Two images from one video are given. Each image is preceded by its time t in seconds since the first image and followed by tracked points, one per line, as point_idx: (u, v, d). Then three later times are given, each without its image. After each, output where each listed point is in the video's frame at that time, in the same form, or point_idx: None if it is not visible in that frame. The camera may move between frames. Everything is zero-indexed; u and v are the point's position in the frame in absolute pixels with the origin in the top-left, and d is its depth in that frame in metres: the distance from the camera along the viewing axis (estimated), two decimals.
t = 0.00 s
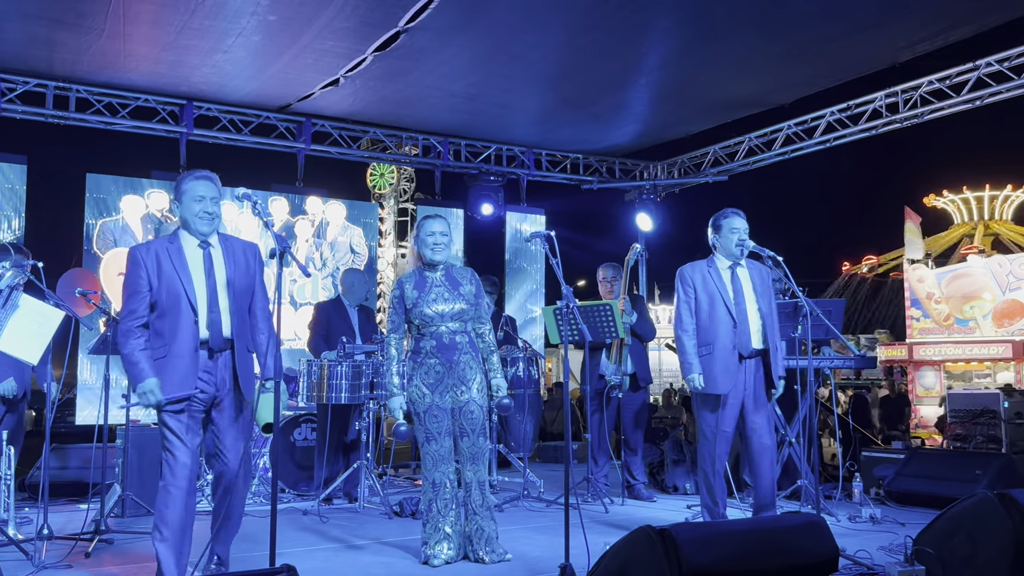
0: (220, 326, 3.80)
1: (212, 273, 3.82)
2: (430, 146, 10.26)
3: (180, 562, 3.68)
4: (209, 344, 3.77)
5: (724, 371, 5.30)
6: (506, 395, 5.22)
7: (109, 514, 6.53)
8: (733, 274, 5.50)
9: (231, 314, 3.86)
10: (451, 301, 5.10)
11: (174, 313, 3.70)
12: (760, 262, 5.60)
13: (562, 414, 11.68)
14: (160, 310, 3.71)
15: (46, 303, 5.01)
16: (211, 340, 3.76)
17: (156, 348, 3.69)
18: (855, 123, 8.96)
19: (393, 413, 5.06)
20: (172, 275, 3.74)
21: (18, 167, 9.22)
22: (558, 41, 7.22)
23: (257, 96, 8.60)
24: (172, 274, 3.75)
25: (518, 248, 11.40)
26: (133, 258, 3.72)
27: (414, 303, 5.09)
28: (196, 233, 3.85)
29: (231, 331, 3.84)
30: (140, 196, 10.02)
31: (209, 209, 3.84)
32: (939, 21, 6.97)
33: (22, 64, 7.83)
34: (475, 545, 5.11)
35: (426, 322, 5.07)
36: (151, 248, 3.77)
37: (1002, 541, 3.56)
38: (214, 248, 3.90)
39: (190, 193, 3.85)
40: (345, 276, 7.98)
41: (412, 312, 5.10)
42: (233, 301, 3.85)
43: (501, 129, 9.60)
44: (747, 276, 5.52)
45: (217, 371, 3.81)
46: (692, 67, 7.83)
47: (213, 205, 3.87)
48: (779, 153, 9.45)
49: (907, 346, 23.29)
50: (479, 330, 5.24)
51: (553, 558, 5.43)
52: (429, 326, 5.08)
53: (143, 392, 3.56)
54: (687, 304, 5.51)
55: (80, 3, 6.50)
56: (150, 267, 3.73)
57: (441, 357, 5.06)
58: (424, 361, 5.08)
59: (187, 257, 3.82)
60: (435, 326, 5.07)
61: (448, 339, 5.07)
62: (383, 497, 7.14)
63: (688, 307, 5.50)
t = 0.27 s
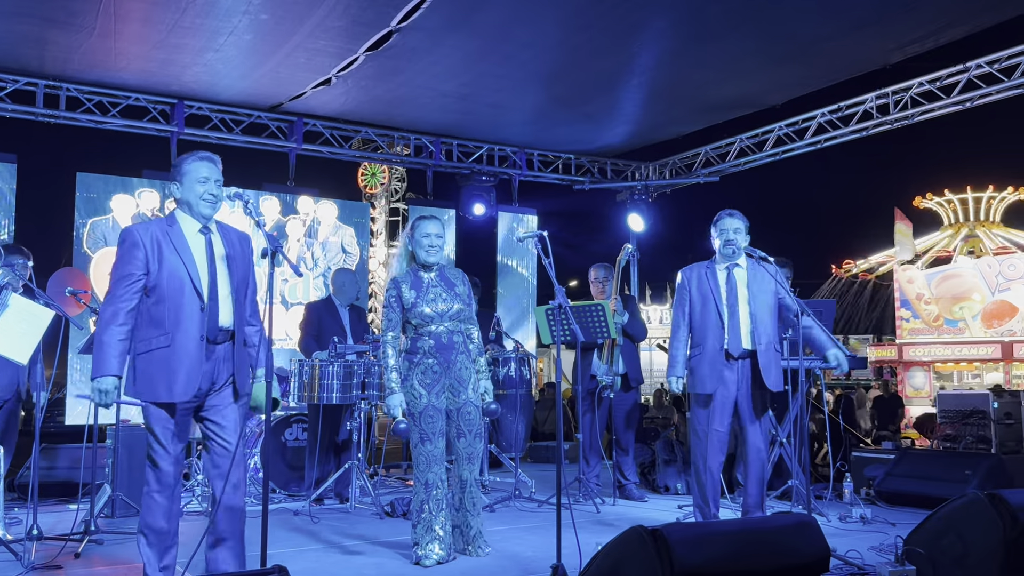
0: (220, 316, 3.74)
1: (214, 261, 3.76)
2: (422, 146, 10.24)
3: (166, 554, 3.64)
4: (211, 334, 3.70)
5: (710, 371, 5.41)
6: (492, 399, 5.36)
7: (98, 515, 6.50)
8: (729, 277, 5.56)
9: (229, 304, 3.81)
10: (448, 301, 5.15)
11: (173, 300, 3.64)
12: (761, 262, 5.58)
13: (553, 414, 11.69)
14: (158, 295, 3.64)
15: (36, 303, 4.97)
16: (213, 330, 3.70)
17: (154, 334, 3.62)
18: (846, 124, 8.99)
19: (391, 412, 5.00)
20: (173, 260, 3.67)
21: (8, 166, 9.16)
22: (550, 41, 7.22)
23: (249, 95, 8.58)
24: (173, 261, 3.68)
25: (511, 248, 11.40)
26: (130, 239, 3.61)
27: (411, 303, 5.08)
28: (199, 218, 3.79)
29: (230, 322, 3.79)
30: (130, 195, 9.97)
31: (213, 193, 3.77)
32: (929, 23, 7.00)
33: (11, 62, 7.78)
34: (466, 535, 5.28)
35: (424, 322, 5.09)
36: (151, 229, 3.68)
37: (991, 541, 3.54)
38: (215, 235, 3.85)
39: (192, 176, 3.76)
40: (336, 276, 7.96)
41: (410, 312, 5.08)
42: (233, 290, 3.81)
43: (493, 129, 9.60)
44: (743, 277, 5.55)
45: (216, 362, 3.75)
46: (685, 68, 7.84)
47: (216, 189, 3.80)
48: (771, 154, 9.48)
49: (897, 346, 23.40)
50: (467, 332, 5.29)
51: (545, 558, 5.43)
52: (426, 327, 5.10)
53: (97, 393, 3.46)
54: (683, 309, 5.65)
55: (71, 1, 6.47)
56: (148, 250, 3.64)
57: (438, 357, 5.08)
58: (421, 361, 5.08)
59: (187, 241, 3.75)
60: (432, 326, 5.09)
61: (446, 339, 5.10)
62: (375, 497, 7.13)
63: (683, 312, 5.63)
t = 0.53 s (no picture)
0: (227, 313, 3.75)
1: (221, 256, 3.79)
2: (418, 146, 10.24)
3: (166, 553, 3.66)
4: (219, 331, 3.71)
5: (700, 373, 5.55)
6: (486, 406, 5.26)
7: (93, 516, 6.49)
8: (729, 279, 5.62)
9: (237, 301, 3.82)
10: (451, 303, 5.14)
11: (181, 296, 3.67)
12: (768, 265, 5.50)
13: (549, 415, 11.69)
14: (167, 291, 3.68)
15: (30, 303, 4.96)
16: (221, 327, 3.71)
17: (162, 331, 3.64)
18: (842, 125, 9.01)
19: (400, 403, 5.02)
20: (181, 255, 3.71)
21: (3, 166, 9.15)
22: (546, 42, 7.23)
23: (245, 96, 8.57)
24: (181, 257, 3.71)
25: (507, 249, 11.39)
26: (138, 235, 3.67)
27: (415, 303, 5.10)
28: (207, 214, 3.83)
29: (238, 320, 3.79)
30: (125, 195, 9.95)
31: (219, 186, 3.81)
32: (924, 25, 7.02)
33: (6, 62, 7.77)
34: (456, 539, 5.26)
35: (426, 323, 5.10)
36: (159, 224, 3.73)
37: (986, 542, 3.55)
38: (225, 231, 3.89)
39: (199, 172, 3.81)
40: (331, 276, 7.95)
41: (413, 312, 5.11)
42: (241, 287, 3.82)
43: (489, 129, 9.59)
44: (745, 280, 5.59)
45: (223, 361, 3.75)
46: (680, 69, 7.85)
47: (222, 183, 3.84)
48: (766, 156, 9.50)
49: (892, 347, 23.45)
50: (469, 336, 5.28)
51: (541, 559, 5.43)
52: (428, 328, 5.10)
53: (149, 381, 3.48)
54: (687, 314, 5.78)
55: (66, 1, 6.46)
56: (157, 245, 3.68)
57: (438, 358, 5.08)
58: (421, 361, 5.09)
59: (195, 236, 3.79)
60: (434, 327, 5.10)
61: (445, 341, 5.10)
62: (370, 498, 7.12)
63: (687, 322, 5.76)
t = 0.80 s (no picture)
0: (231, 310, 3.76)
1: (224, 253, 3.81)
2: (418, 146, 10.23)
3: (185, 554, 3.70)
4: (224, 330, 3.73)
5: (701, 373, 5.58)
6: (491, 407, 5.24)
7: (92, 515, 6.48)
8: (731, 278, 5.66)
9: (240, 299, 3.83)
10: (452, 305, 5.11)
11: (185, 295, 3.68)
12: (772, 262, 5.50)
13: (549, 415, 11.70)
14: (171, 290, 3.67)
15: (30, 302, 4.96)
16: (226, 326, 3.73)
17: (168, 330, 3.64)
18: (842, 125, 9.01)
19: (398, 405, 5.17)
20: (184, 253, 3.71)
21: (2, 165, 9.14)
22: (545, 41, 7.23)
23: (244, 95, 8.56)
24: (185, 254, 3.72)
25: (507, 248, 11.38)
26: (140, 232, 3.64)
27: (418, 304, 5.16)
28: (210, 210, 3.84)
29: (242, 318, 3.81)
30: (125, 194, 9.95)
31: (221, 182, 3.80)
32: (923, 24, 7.02)
33: (5, 62, 7.77)
34: (457, 537, 5.27)
35: (427, 324, 5.14)
36: (161, 222, 3.72)
37: (986, 542, 3.54)
38: (229, 227, 3.90)
39: (198, 168, 3.79)
40: (331, 276, 7.95)
41: (416, 312, 5.18)
42: (246, 285, 3.83)
43: (488, 129, 9.59)
44: (747, 280, 5.62)
45: (229, 359, 3.76)
46: (680, 68, 7.85)
47: (224, 178, 3.83)
48: (766, 155, 9.50)
49: (892, 347, 23.46)
50: (485, 336, 5.27)
51: (541, 558, 5.44)
52: (430, 329, 5.14)
53: (147, 389, 3.47)
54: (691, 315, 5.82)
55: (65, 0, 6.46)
56: (158, 243, 3.67)
57: (435, 358, 5.10)
58: (421, 361, 5.16)
59: (197, 233, 3.79)
60: (433, 328, 5.11)
61: (444, 342, 5.10)
62: (370, 498, 7.13)
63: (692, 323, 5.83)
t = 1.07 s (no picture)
0: (239, 306, 3.78)
1: (231, 249, 3.82)
2: (421, 144, 10.23)
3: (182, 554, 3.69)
4: (233, 325, 3.74)
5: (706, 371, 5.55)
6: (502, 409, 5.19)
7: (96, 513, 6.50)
8: (733, 276, 5.65)
9: (248, 294, 3.85)
10: (455, 304, 5.19)
11: (192, 291, 3.69)
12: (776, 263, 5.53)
13: (553, 413, 11.71)
14: (177, 286, 3.69)
15: (34, 302, 4.98)
16: (234, 321, 3.74)
17: (175, 326, 3.65)
18: (845, 123, 9.00)
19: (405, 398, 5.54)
20: (188, 248, 3.72)
21: (5, 164, 9.16)
22: (548, 39, 7.23)
23: (247, 94, 8.57)
24: (190, 250, 3.73)
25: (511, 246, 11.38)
26: (145, 229, 3.66)
27: (427, 302, 5.30)
28: (214, 207, 3.84)
29: (249, 314, 3.83)
30: (128, 193, 9.97)
31: (223, 179, 3.80)
32: (926, 22, 7.01)
33: (9, 61, 7.78)
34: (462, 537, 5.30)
35: (434, 322, 5.26)
36: (165, 218, 3.73)
37: (988, 540, 3.54)
38: (234, 223, 3.91)
39: (200, 166, 3.79)
40: (334, 274, 7.96)
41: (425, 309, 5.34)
42: (252, 281, 3.86)
43: (491, 127, 9.59)
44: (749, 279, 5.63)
45: (238, 355, 3.77)
46: (682, 66, 7.85)
47: (226, 175, 3.83)
48: (769, 153, 9.49)
49: (896, 345, 23.43)
50: (491, 338, 5.22)
51: (544, 556, 5.45)
52: (437, 327, 5.26)
53: (131, 393, 3.50)
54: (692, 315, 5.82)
55: None
56: (162, 239, 3.68)
57: (437, 354, 5.21)
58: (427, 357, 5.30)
59: (202, 230, 3.80)
60: (437, 326, 5.24)
61: (448, 340, 5.18)
62: (373, 496, 7.14)
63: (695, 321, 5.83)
